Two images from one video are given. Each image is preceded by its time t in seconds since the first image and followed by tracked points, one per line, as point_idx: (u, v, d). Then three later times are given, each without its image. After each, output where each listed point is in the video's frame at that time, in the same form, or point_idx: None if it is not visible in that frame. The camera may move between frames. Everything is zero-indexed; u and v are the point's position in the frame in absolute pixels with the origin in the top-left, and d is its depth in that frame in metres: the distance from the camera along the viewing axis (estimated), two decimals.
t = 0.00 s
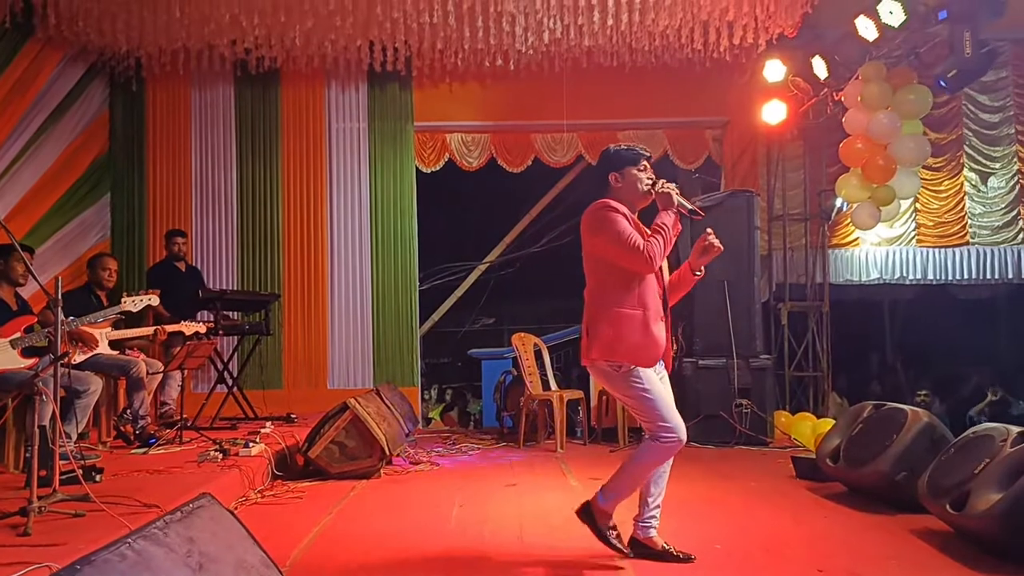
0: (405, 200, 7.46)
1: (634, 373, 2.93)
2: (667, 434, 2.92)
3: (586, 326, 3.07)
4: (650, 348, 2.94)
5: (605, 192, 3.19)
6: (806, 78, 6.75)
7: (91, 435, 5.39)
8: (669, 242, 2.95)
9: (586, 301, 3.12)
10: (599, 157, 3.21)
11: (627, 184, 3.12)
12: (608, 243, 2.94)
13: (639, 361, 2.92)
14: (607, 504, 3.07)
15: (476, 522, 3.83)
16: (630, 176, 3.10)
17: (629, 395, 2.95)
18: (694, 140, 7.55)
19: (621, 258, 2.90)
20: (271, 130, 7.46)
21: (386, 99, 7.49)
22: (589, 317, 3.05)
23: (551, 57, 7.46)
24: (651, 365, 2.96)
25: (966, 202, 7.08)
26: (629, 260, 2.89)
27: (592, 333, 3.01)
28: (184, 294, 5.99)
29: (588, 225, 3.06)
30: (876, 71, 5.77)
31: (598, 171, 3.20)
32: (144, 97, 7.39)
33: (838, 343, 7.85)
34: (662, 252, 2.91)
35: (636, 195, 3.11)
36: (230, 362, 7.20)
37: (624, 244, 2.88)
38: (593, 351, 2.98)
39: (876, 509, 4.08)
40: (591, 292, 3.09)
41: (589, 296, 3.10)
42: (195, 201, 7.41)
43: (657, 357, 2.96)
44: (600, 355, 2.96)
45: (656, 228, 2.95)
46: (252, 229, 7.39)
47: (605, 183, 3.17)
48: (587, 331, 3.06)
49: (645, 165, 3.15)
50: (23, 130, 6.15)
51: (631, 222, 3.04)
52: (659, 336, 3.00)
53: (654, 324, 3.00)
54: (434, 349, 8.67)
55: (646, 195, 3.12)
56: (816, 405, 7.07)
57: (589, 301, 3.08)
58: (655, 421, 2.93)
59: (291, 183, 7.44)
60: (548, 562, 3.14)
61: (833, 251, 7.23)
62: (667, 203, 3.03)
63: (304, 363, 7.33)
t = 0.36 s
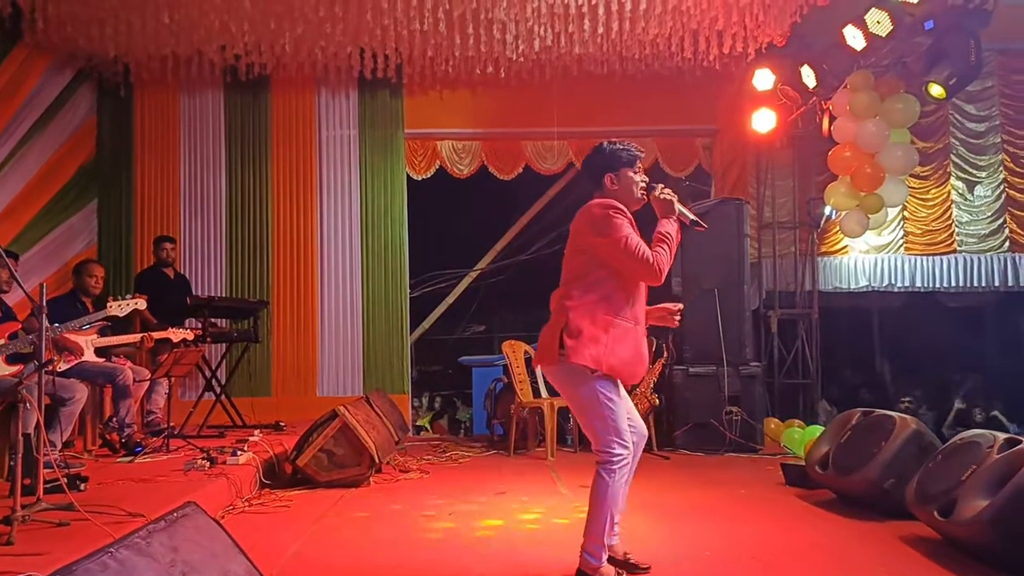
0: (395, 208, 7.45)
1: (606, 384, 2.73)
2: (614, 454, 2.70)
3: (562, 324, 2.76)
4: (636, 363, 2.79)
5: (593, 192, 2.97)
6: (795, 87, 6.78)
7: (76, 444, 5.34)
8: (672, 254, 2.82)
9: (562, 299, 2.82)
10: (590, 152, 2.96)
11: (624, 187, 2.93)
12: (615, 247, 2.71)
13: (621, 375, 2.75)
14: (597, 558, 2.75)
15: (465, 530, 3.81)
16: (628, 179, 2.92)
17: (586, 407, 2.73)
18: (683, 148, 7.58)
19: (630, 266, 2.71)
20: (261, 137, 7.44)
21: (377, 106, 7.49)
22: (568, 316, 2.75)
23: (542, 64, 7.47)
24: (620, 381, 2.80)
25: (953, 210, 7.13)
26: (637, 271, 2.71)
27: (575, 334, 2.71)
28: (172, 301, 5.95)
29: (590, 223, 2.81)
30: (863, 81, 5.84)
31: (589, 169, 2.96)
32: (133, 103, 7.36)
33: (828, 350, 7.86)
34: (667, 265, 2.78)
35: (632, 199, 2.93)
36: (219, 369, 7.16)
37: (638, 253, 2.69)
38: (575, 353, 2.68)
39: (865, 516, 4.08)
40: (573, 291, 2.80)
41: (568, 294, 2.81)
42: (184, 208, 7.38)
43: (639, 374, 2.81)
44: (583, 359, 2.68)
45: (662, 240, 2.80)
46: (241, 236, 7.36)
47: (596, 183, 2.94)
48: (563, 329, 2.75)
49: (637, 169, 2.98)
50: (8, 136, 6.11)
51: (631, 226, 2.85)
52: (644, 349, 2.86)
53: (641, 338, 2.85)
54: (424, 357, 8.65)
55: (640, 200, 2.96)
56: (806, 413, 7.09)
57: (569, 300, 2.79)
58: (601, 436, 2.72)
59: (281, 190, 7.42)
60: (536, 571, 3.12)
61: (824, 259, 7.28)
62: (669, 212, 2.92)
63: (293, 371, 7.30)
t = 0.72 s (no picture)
0: (385, 210, 7.43)
1: (580, 391, 2.51)
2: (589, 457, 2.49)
3: (545, 330, 2.44)
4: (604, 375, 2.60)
5: (556, 194, 2.67)
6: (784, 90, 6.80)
7: (62, 447, 5.29)
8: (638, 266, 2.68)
9: (538, 302, 2.49)
10: (554, 149, 2.67)
11: (591, 192, 2.69)
12: (600, 258, 2.51)
13: (595, 384, 2.55)
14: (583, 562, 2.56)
15: (454, 534, 3.80)
16: (596, 183, 2.70)
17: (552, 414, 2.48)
18: (673, 151, 7.59)
19: (613, 280, 2.53)
20: (250, 138, 7.41)
21: (367, 108, 7.46)
22: (552, 323, 2.45)
23: (532, 67, 7.47)
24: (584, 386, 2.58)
25: (941, 213, 7.18)
26: (619, 285, 2.55)
27: (564, 344, 2.44)
28: (160, 304, 5.91)
29: (571, 227, 2.52)
30: (852, 84, 5.87)
31: (555, 169, 2.67)
32: (120, 103, 7.31)
33: (816, 353, 7.89)
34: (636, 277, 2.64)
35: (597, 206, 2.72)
36: (207, 372, 7.12)
37: (622, 268, 2.53)
38: (567, 364, 2.41)
39: (854, 518, 4.09)
40: (551, 297, 2.50)
41: (545, 298, 2.49)
42: (172, 210, 7.34)
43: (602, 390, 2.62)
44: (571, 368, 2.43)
45: (633, 252, 2.67)
46: (229, 238, 7.33)
47: (562, 184, 2.67)
48: (547, 335, 2.43)
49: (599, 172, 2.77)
50: None
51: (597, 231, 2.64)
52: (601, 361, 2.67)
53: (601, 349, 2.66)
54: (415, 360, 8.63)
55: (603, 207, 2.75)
56: (795, 415, 7.11)
57: (549, 305, 2.48)
58: (573, 439, 2.48)
59: (270, 192, 7.39)
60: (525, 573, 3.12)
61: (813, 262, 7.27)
62: (630, 222, 2.74)
63: (282, 373, 7.26)
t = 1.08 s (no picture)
0: (381, 211, 7.42)
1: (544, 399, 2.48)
2: (561, 448, 2.47)
3: (517, 343, 2.40)
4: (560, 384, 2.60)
5: (529, 197, 2.61)
6: (780, 92, 6.81)
7: (57, 450, 5.26)
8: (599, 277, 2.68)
9: (510, 313, 2.44)
10: (531, 152, 2.61)
11: (559, 198, 2.66)
12: (571, 273, 2.49)
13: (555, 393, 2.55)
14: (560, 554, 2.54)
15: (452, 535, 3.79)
16: (565, 189, 2.66)
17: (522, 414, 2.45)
18: (669, 152, 7.60)
19: (582, 294, 2.53)
20: (246, 140, 7.39)
21: (363, 109, 7.46)
22: (524, 336, 2.42)
23: (528, 69, 7.48)
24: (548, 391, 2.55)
25: (937, 214, 7.20)
26: (585, 300, 2.55)
27: (536, 358, 2.41)
28: (155, 305, 5.89)
29: (548, 237, 2.47)
30: (848, 85, 5.88)
31: (530, 173, 2.60)
32: (116, 104, 7.29)
33: (812, 354, 7.91)
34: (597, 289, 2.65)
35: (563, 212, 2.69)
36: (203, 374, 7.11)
37: (591, 284, 2.53)
38: (538, 379, 2.40)
39: (851, 518, 4.09)
40: (522, 308, 2.45)
41: (515, 310, 2.45)
42: (168, 211, 7.32)
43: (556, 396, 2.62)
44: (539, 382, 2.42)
45: (596, 264, 2.64)
46: (226, 239, 7.31)
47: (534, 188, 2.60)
48: (520, 349, 2.39)
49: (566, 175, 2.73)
50: None
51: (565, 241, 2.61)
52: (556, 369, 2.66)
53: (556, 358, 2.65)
54: (410, 361, 8.62)
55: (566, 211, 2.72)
56: (792, 416, 7.12)
57: (521, 318, 2.43)
58: (542, 434, 2.46)
59: (266, 194, 7.37)
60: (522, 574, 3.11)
61: (810, 263, 7.28)
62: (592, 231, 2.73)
63: (278, 375, 7.25)
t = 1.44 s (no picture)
0: (382, 209, 7.43)
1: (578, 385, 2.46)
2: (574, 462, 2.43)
3: (547, 331, 2.39)
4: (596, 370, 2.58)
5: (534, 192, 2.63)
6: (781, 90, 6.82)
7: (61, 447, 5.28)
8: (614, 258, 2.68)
9: (534, 303, 2.44)
10: (529, 148, 2.63)
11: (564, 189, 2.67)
12: (587, 254, 2.49)
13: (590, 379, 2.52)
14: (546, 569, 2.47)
15: (454, 533, 3.79)
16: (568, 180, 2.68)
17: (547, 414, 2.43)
18: (670, 150, 7.60)
19: (601, 273, 2.52)
20: (247, 139, 7.40)
21: (364, 108, 7.46)
22: (552, 322, 2.41)
23: (529, 67, 7.50)
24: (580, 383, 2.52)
25: (938, 212, 7.20)
26: (607, 280, 2.55)
27: (567, 341, 2.40)
28: (157, 304, 5.89)
29: (558, 223, 2.48)
30: (850, 83, 5.88)
31: (531, 167, 2.62)
32: (118, 103, 7.30)
33: (813, 352, 7.91)
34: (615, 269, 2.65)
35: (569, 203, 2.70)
36: (205, 373, 7.11)
37: (609, 263, 2.53)
38: (574, 361, 2.38)
39: (853, 516, 4.09)
40: (546, 296, 2.46)
41: (539, 299, 2.45)
42: (170, 210, 7.32)
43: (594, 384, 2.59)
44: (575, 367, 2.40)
45: (611, 244, 2.63)
46: (227, 238, 7.32)
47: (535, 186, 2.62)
48: (550, 336, 2.39)
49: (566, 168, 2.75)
50: None
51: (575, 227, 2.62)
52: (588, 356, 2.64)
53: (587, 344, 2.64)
54: (412, 360, 8.63)
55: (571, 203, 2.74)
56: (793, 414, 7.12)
57: (547, 306, 2.43)
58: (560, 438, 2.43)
59: (268, 193, 7.37)
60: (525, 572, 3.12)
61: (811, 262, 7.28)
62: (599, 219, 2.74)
63: (280, 374, 7.25)
